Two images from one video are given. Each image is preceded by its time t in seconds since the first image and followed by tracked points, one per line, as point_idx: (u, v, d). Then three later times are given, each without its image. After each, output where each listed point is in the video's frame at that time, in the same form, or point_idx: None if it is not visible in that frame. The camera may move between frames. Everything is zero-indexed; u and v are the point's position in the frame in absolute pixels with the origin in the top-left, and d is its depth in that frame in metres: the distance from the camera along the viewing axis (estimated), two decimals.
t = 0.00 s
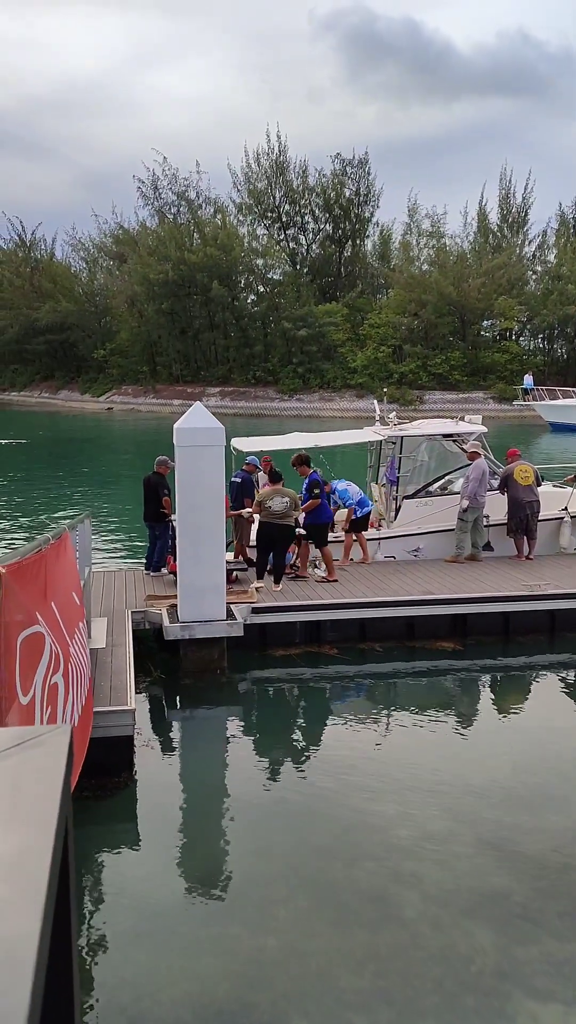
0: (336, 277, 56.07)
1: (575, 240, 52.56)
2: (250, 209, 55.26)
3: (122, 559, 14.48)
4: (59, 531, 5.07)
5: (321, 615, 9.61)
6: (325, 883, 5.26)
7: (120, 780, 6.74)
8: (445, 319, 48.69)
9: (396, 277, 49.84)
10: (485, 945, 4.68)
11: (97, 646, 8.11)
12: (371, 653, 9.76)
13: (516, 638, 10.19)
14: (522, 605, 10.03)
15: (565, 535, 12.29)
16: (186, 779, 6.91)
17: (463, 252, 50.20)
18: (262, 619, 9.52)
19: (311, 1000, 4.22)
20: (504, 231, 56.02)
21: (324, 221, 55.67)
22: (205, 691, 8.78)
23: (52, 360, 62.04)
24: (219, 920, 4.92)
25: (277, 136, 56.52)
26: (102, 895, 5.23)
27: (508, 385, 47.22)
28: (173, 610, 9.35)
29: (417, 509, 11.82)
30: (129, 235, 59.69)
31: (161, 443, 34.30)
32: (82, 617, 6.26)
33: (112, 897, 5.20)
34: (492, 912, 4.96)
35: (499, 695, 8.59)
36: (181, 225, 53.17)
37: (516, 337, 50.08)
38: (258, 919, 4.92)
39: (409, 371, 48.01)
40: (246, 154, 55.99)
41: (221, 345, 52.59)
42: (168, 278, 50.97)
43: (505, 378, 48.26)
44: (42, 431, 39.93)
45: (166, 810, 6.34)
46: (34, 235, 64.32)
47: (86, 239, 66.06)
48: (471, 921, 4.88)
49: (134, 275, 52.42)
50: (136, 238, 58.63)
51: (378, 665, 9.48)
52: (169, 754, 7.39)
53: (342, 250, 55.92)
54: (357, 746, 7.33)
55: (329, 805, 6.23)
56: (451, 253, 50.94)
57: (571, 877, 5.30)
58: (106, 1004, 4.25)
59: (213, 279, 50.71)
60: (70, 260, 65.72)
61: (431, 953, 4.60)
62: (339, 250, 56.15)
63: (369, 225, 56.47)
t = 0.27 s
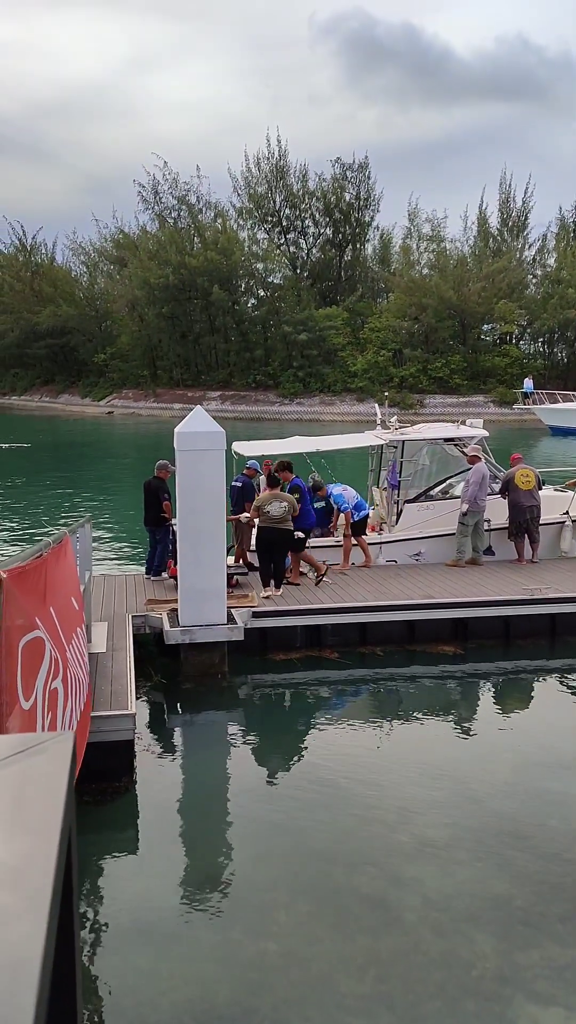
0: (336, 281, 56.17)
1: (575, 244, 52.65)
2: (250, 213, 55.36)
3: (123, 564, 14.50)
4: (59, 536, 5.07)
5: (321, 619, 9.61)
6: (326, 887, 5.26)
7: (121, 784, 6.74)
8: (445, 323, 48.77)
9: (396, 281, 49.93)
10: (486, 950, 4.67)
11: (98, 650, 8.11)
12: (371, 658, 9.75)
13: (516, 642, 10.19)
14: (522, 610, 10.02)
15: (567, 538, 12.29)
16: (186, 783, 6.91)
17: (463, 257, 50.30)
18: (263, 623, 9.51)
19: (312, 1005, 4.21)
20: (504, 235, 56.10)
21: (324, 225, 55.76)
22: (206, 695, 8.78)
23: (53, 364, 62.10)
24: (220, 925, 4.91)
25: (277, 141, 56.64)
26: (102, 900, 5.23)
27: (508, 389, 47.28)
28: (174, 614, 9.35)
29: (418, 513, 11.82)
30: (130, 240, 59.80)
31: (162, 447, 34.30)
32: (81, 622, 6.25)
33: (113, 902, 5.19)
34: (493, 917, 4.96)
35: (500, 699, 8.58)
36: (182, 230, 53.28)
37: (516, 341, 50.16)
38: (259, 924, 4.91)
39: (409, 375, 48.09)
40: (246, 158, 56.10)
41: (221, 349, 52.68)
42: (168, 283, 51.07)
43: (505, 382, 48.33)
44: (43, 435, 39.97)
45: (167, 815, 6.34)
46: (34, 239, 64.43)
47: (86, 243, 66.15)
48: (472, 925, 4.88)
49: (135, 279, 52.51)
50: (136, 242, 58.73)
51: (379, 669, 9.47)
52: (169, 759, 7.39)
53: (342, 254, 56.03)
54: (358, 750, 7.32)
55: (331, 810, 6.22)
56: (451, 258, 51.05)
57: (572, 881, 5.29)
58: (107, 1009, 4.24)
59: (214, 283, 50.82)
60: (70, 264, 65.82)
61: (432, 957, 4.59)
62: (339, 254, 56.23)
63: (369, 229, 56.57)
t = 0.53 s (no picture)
0: (334, 285, 56.20)
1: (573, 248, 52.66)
2: (249, 217, 55.39)
3: (122, 568, 14.49)
4: (57, 539, 5.08)
5: (321, 622, 9.60)
6: (325, 893, 5.25)
7: (119, 789, 6.74)
8: (444, 327, 48.82)
9: (394, 285, 49.97)
10: (485, 955, 4.66)
11: (96, 655, 8.10)
12: (370, 661, 9.76)
13: (515, 646, 10.19)
14: (521, 613, 10.02)
15: (567, 542, 12.30)
16: (185, 788, 6.90)
17: (461, 260, 50.35)
18: (262, 627, 9.52)
19: (310, 1010, 4.20)
20: (502, 239, 56.12)
21: (322, 229, 55.78)
22: (204, 699, 8.78)
23: (51, 368, 62.11)
24: (219, 931, 4.89)
25: (275, 145, 56.68)
26: (100, 904, 5.23)
27: (507, 393, 47.33)
28: (173, 618, 9.35)
29: (417, 517, 11.83)
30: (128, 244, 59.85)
31: (161, 451, 34.33)
32: (78, 626, 6.25)
33: (111, 906, 5.19)
34: (493, 922, 4.94)
35: (500, 703, 8.57)
36: (180, 234, 53.31)
37: (514, 345, 50.21)
38: (258, 929, 4.90)
39: (407, 379, 48.16)
40: (244, 163, 56.11)
41: (220, 353, 52.73)
42: (167, 287, 51.10)
43: (504, 386, 48.38)
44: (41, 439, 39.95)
45: (166, 819, 6.33)
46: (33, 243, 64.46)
47: (85, 247, 66.19)
48: (471, 930, 4.86)
49: (133, 283, 52.52)
50: (135, 247, 58.77)
51: (377, 672, 9.48)
52: (167, 762, 7.38)
53: (341, 258, 56.05)
54: (358, 753, 7.33)
55: (331, 814, 6.22)
56: (449, 262, 51.09)
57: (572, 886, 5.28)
58: (106, 1013, 4.23)
59: (213, 287, 50.85)
60: (69, 268, 65.85)
61: (431, 961, 4.58)
62: (338, 258, 56.26)
63: (368, 233, 56.62)
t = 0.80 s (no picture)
0: (331, 289, 56.28)
1: (569, 252, 52.77)
2: (245, 222, 55.44)
3: (119, 571, 14.50)
4: (54, 542, 5.08)
5: (317, 627, 9.60)
6: (323, 897, 5.24)
7: (116, 793, 6.73)
8: (440, 331, 48.93)
9: (391, 290, 50.06)
10: (483, 958, 4.66)
11: (93, 659, 8.10)
12: (366, 665, 9.76)
13: (512, 650, 10.20)
14: (518, 616, 10.03)
15: (564, 546, 12.32)
16: (181, 792, 6.89)
17: (458, 265, 50.46)
18: (258, 631, 9.52)
19: (307, 1014, 4.20)
20: (498, 243, 56.24)
21: (319, 234, 55.84)
22: (201, 703, 8.77)
23: (48, 371, 62.12)
24: (216, 935, 4.89)
25: (272, 149, 56.75)
26: (97, 908, 5.22)
27: (503, 397, 47.43)
28: (170, 622, 9.35)
29: (414, 521, 11.85)
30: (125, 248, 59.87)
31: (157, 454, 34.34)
32: (75, 630, 6.26)
33: (108, 910, 5.18)
34: (490, 925, 4.94)
35: (498, 707, 8.57)
36: (177, 238, 53.32)
37: (510, 349, 50.32)
38: (255, 933, 4.89)
39: (403, 383, 48.27)
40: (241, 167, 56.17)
41: (216, 357, 52.75)
42: (164, 291, 51.14)
43: (500, 390, 48.50)
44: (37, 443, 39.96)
45: (163, 823, 6.33)
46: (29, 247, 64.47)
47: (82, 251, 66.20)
48: (468, 934, 4.86)
49: (129, 287, 52.53)
50: (131, 251, 58.78)
51: (374, 676, 9.48)
52: (164, 767, 7.37)
53: (337, 262, 56.13)
54: (355, 757, 7.33)
55: (328, 818, 6.22)
56: (445, 266, 51.20)
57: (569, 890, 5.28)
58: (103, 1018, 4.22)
59: (209, 291, 50.88)
60: (65, 272, 65.86)
61: (428, 966, 4.58)
62: (334, 262, 56.35)
63: (364, 238, 56.70)
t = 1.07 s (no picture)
0: (325, 293, 56.34)
1: (562, 257, 52.96)
2: (239, 226, 55.46)
3: (113, 576, 14.48)
4: (48, 547, 5.08)
5: (311, 631, 9.61)
6: (317, 901, 5.23)
7: (110, 798, 6.71)
8: (434, 336, 49.05)
9: (385, 294, 50.16)
10: (477, 963, 4.66)
11: (87, 664, 8.08)
12: (360, 670, 9.76)
13: (506, 653, 10.22)
14: (512, 620, 10.04)
15: (558, 550, 12.35)
16: (176, 797, 6.87)
17: (451, 269, 50.62)
18: (252, 635, 9.51)
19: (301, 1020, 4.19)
20: (492, 247, 56.38)
21: (313, 238, 55.91)
22: (195, 708, 8.76)
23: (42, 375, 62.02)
24: (210, 940, 4.88)
25: (266, 153, 56.83)
26: (90, 914, 5.20)
27: (497, 401, 47.55)
28: (163, 627, 9.33)
29: (408, 525, 11.87)
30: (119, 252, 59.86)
31: (151, 458, 34.29)
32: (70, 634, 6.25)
33: (102, 916, 5.16)
34: (485, 930, 4.94)
35: (493, 712, 8.58)
36: (171, 241, 53.33)
37: (504, 354, 50.45)
38: (249, 939, 4.89)
39: (398, 387, 48.34)
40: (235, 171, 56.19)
41: (210, 361, 52.73)
42: (158, 295, 51.15)
43: (494, 394, 48.63)
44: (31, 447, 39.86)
45: (157, 828, 6.31)
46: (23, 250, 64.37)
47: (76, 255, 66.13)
48: (463, 939, 4.86)
49: (123, 291, 52.49)
50: (125, 255, 58.76)
51: (368, 681, 9.48)
52: (158, 772, 7.36)
53: (331, 266, 56.19)
54: (350, 762, 7.33)
55: (323, 823, 6.21)
56: (439, 270, 51.34)
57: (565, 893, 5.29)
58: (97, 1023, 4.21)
59: (203, 295, 50.88)
60: (59, 275, 65.77)
61: (422, 971, 4.58)
62: (328, 267, 56.39)
63: (358, 242, 56.79)
